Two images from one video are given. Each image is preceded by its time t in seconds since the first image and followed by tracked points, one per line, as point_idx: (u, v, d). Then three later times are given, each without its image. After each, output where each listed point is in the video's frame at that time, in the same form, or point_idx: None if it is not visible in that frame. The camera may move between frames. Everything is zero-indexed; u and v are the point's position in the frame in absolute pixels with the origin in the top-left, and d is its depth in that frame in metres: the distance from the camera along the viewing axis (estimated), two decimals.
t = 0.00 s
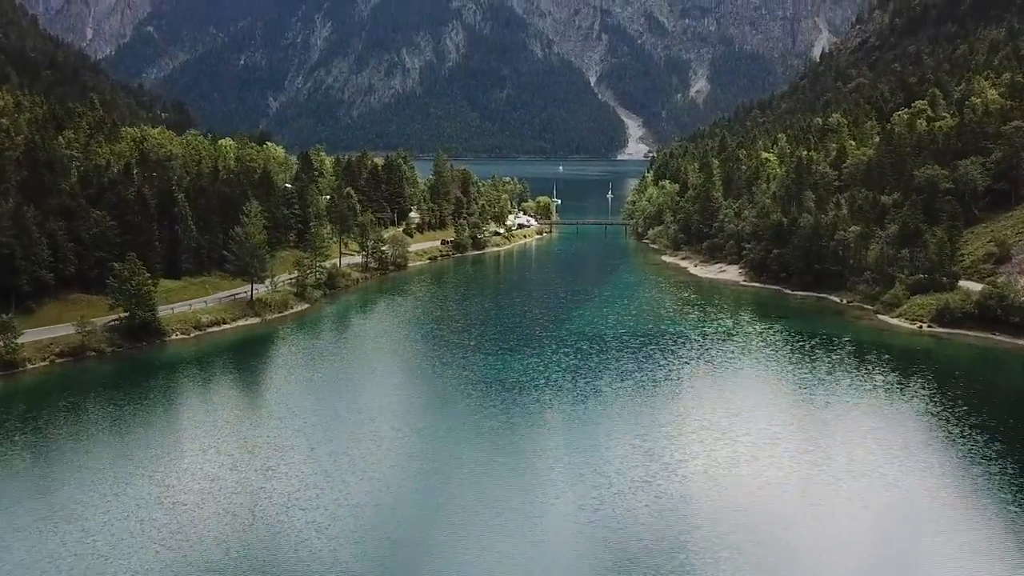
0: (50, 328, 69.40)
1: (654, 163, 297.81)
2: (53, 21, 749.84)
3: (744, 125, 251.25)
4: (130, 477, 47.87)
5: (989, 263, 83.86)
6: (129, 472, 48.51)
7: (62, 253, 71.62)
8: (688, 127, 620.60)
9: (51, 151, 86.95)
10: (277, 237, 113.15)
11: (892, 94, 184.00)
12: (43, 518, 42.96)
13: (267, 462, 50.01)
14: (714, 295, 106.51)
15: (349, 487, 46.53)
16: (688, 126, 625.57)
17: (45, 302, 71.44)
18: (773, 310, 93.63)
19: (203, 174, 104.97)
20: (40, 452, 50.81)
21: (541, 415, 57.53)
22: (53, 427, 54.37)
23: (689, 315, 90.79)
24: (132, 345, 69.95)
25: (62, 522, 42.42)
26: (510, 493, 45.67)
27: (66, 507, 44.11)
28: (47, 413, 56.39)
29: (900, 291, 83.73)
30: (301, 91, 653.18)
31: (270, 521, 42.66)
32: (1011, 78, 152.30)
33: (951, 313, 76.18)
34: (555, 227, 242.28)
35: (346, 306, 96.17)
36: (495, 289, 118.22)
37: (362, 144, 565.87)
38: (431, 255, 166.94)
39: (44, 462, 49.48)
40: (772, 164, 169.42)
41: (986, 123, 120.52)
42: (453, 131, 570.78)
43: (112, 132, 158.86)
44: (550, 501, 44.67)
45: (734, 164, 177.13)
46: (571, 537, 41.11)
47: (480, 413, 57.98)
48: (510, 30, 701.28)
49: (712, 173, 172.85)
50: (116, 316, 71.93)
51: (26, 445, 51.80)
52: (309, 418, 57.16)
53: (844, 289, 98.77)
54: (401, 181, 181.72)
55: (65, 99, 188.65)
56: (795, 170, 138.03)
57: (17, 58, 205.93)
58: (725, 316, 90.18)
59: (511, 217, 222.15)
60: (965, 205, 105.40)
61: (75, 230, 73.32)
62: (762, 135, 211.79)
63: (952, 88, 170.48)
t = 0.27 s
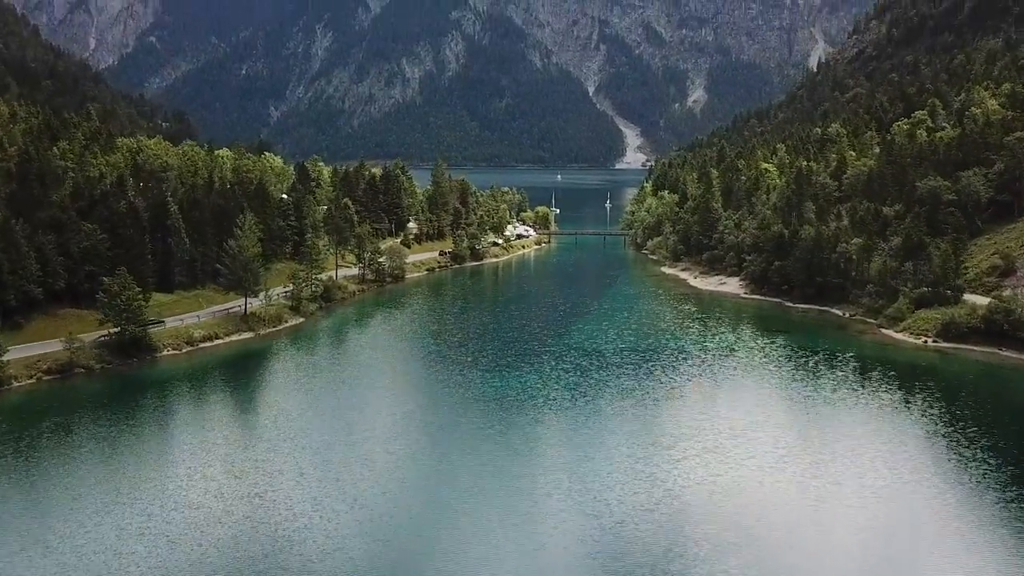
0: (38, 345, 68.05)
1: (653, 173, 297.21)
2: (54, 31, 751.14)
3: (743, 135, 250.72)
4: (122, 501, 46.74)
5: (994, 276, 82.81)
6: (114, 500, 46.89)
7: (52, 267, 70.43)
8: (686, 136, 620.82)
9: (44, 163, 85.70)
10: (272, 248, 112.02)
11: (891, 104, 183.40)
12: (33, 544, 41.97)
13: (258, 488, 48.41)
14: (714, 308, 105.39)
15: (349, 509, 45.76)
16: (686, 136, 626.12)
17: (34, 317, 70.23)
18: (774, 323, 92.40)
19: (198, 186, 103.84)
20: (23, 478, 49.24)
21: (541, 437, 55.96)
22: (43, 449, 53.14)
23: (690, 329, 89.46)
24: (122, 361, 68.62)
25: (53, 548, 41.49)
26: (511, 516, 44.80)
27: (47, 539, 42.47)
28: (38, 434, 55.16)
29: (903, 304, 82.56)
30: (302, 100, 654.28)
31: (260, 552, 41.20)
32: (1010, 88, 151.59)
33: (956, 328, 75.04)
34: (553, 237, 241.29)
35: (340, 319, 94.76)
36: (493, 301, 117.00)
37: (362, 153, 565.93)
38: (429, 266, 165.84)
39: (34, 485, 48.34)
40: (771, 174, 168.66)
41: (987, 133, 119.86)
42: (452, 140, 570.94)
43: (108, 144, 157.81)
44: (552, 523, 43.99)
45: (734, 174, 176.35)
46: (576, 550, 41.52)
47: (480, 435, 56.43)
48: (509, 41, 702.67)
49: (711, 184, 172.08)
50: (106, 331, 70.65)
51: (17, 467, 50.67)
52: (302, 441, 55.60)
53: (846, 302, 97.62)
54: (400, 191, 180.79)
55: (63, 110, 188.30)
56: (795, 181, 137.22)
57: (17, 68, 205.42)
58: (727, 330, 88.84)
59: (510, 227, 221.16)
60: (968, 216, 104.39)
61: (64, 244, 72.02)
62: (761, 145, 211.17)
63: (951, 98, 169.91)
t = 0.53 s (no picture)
0: (25, 362, 66.65)
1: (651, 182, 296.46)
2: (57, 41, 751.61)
3: (741, 144, 249.91)
4: (113, 528, 45.64)
5: (999, 289, 81.75)
6: (100, 528, 45.48)
7: (40, 282, 69.29)
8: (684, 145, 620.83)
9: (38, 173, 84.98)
10: (267, 261, 110.82)
11: (889, 114, 182.62)
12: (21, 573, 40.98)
13: (244, 517, 46.81)
14: (715, 321, 104.22)
15: (347, 533, 45.00)
16: (684, 145, 626.57)
17: (22, 333, 68.96)
18: (776, 337, 91.03)
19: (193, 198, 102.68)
20: (3, 507, 47.73)
21: (540, 461, 54.45)
22: (32, 474, 51.88)
23: (690, 343, 88.20)
24: (112, 378, 67.27)
25: None
26: (510, 542, 43.97)
27: (23, 574, 40.85)
28: (27, 457, 53.88)
29: (908, 318, 81.33)
30: (304, 109, 655.60)
31: None
32: (1011, 98, 150.65)
33: (962, 343, 73.85)
34: (552, 247, 239.95)
35: (332, 333, 93.37)
36: (492, 314, 115.71)
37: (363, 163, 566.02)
38: (427, 277, 164.59)
39: (23, 512, 47.17)
40: (771, 184, 167.84)
41: (987, 144, 119.30)
42: (452, 150, 571.24)
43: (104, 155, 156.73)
44: (554, 547, 43.46)
45: (733, 184, 175.46)
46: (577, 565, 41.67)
47: (476, 459, 54.92)
48: (508, 51, 703.88)
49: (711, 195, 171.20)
50: (96, 348, 69.35)
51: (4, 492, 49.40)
52: (294, 465, 54.03)
53: (849, 315, 96.38)
54: (398, 201, 179.80)
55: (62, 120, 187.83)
56: (795, 192, 136.30)
57: (18, 78, 204.92)
58: (728, 344, 87.44)
59: (508, 237, 220.05)
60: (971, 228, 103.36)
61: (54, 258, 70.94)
62: (759, 155, 210.41)
63: (949, 107, 169.21)
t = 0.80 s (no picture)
0: (11, 379, 65.28)
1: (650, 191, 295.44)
2: (59, 52, 752.99)
3: (739, 154, 248.70)
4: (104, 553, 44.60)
5: (1004, 302, 80.44)
6: (89, 554, 44.45)
7: (28, 298, 68.03)
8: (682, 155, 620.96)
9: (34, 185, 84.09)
10: (261, 273, 109.39)
11: (888, 124, 181.26)
12: None
13: (241, 542, 45.90)
14: (716, 334, 102.82)
15: (345, 556, 44.52)
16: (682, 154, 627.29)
17: (9, 349, 67.62)
18: (778, 351, 89.90)
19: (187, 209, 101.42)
20: None
21: (542, 483, 53.46)
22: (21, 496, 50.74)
23: (690, 357, 87.19)
24: (100, 396, 65.87)
25: None
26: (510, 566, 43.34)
27: None
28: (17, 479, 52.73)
29: (912, 333, 79.92)
30: (305, 119, 656.80)
31: None
32: (1012, 108, 149.51)
33: (969, 359, 72.46)
34: (551, 257, 238.45)
35: (328, 347, 92.25)
36: (490, 326, 114.59)
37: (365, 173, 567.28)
38: (425, 289, 163.09)
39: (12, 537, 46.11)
40: (771, 195, 166.69)
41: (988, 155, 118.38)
42: (451, 158, 573.42)
43: (100, 166, 155.99)
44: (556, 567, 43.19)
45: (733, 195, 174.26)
46: None
47: (477, 480, 53.97)
48: (507, 60, 704.42)
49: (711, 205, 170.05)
50: (84, 365, 67.95)
51: None
52: (291, 486, 53.09)
53: (851, 329, 95.18)
54: (395, 212, 178.49)
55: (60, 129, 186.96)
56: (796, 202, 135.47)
57: (18, 88, 204.32)
58: (729, 358, 86.38)
59: (507, 248, 218.62)
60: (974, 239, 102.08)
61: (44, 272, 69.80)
62: (758, 164, 209.14)
63: (948, 117, 168.11)
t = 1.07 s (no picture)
0: None
1: (648, 200, 294.86)
2: (63, 62, 755.89)
3: (738, 164, 248.14)
4: None
5: (1010, 317, 79.18)
6: None
7: (15, 314, 66.84)
8: (680, 164, 622.16)
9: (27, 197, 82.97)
10: (256, 286, 108.00)
11: (887, 134, 180.54)
12: None
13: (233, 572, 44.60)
14: (717, 348, 101.61)
15: None
16: (679, 163, 630.62)
17: None
18: (781, 366, 88.55)
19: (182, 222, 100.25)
20: None
21: (543, 510, 51.94)
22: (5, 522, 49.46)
23: (691, 373, 85.83)
24: (88, 415, 64.52)
25: None
26: None
27: None
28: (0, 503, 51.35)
29: (917, 348, 78.60)
30: (306, 128, 658.54)
31: None
32: (1012, 118, 148.65)
33: (977, 376, 71.16)
34: (550, 268, 237.52)
35: (323, 362, 90.79)
36: (489, 340, 113.30)
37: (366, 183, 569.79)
38: (423, 301, 161.90)
39: None
40: (771, 206, 165.92)
41: (989, 167, 117.58)
42: (450, 168, 582.83)
43: (97, 177, 155.32)
44: None
45: (733, 206, 173.42)
46: None
47: (476, 507, 52.41)
48: (506, 70, 705.51)
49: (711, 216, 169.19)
50: (71, 382, 66.60)
51: None
52: (285, 513, 51.54)
53: (854, 343, 93.98)
54: (394, 223, 177.49)
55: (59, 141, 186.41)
56: (797, 214, 134.74)
57: (18, 98, 204.30)
58: (731, 373, 84.99)
59: (505, 258, 217.76)
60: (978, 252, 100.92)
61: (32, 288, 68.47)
62: (757, 175, 208.45)
63: (947, 127, 167.47)
